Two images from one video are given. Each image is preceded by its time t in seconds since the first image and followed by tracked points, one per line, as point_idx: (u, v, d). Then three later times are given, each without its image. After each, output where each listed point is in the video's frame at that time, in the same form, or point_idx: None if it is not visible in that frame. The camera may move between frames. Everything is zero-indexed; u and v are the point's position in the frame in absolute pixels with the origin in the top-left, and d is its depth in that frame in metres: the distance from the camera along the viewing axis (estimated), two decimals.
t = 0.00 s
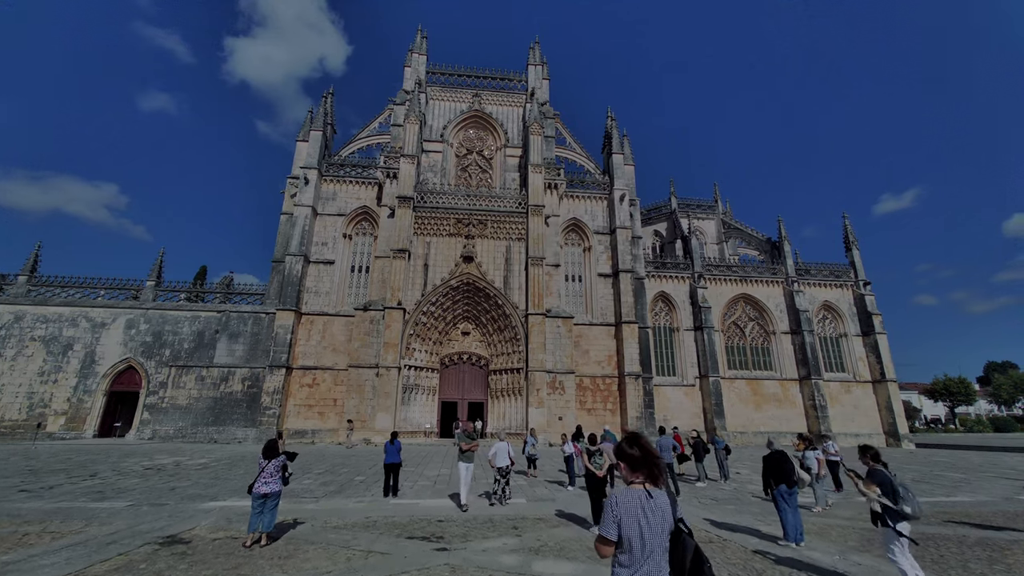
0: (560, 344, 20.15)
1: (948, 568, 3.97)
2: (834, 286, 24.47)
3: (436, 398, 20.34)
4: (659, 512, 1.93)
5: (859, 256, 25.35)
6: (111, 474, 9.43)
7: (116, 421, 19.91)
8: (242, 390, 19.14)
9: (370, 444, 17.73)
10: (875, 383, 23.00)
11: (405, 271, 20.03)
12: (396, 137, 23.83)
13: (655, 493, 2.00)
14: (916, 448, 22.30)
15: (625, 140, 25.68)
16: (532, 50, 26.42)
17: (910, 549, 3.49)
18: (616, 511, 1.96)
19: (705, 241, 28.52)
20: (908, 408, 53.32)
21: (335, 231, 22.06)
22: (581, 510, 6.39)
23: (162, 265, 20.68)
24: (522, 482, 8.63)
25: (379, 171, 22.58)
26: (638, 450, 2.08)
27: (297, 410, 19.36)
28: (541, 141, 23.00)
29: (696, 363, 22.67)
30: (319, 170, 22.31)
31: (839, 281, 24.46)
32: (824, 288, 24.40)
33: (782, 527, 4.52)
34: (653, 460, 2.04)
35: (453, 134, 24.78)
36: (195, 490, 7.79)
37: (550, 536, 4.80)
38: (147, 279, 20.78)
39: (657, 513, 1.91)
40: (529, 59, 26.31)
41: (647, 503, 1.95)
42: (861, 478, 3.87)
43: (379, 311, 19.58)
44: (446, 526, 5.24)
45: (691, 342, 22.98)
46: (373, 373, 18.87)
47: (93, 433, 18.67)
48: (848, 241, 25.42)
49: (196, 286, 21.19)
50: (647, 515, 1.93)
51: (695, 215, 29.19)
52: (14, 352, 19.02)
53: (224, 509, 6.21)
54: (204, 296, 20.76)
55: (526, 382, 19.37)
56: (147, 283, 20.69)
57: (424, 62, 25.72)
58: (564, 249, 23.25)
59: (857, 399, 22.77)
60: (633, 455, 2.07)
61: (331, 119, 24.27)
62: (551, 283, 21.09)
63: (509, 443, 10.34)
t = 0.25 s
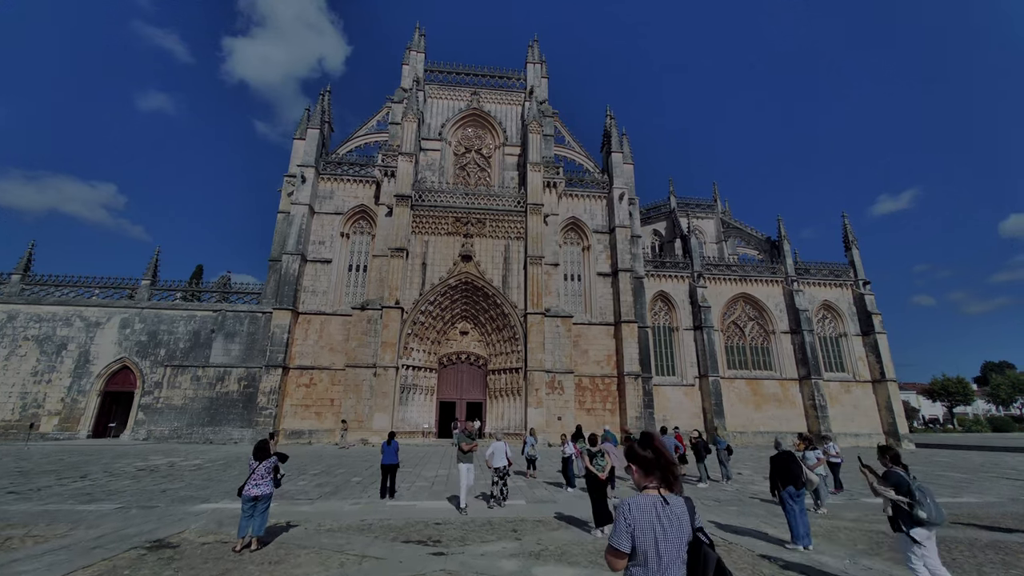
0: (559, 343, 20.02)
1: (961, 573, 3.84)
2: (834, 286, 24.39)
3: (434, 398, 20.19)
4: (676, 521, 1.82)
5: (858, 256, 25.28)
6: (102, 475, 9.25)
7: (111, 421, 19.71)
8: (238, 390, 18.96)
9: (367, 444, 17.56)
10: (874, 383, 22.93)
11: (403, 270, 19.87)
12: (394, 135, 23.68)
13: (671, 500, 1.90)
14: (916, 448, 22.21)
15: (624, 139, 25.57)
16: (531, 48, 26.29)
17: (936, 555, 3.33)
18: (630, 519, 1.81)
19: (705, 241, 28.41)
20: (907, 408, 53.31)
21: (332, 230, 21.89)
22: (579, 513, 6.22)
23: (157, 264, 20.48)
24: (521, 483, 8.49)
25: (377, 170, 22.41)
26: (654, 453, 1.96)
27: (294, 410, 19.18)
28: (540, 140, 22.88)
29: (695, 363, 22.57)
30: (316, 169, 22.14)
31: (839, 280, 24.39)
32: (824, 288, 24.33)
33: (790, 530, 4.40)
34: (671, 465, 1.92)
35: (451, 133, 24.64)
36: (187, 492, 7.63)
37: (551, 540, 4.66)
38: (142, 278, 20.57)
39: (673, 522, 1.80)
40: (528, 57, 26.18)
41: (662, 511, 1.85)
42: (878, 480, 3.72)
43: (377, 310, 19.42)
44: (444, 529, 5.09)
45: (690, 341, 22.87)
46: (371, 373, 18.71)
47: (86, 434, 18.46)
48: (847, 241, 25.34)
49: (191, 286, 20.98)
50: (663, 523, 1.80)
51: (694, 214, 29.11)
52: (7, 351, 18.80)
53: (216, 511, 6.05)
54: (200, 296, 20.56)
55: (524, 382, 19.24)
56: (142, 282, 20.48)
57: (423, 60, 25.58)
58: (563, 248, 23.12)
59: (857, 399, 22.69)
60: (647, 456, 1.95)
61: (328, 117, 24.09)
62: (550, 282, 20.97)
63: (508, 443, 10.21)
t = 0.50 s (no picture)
0: (559, 344, 19.89)
1: None
2: (835, 285, 24.28)
3: (433, 398, 20.05)
4: (702, 539, 1.69)
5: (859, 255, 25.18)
6: (96, 478, 9.10)
7: (107, 422, 19.55)
8: (236, 390, 18.82)
9: (366, 445, 17.42)
10: (876, 384, 22.83)
11: (402, 269, 19.73)
12: (393, 134, 23.54)
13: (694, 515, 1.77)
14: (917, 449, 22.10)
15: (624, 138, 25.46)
16: (531, 47, 26.16)
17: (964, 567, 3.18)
18: (649, 535, 1.71)
19: (705, 241, 28.30)
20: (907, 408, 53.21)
21: (331, 229, 21.73)
22: (582, 517, 6.10)
23: (155, 263, 20.32)
24: (521, 485, 8.35)
25: (376, 169, 22.27)
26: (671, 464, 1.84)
27: (292, 411, 19.04)
28: (540, 139, 22.75)
29: (696, 363, 22.44)
30: (315, 168, 21.99)
31: (840, 280, 24.29)
32: (825, 288, 24.23)
33: (802, 535, 4.31)
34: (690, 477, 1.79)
35: (450, 132, 24.50)
36: (181, 495, 7.49)
37: (553, 546, 4.53)
38: (140, 277, 20.42)
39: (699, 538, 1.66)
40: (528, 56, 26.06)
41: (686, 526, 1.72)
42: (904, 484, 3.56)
43: (376, 310, 19.29)
44: (443, 534, 4.96)
45: (691, 342, 22.75)
46: (370, 373, 18.57)
47: (83, 435, 18.30)
48: (848, 240, 25.24)
49: (189, 285, 20.82)
50: (686, 541, 1.67)
51: (695, 214, 29.00)
52: (3, 352, 18.64)
53: (210, 515, 5.91)
54: (198, 295, 20.41)
55: (525, 382, 19.10)
56: (139, 281, 20.32)
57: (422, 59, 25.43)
58: (563, 247, 23.00)
59: (859, 400, 22.58)
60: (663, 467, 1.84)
61: (327, 115, 23.94)
62: (550, 282, 20.84)
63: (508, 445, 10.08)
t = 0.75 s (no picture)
0: (560, 343, 19.77)
1: None
2: (836, 285, 24.19)
3: (432, 398, 19.91)
4: (736, 544, 1.57)
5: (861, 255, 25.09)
6: (90, 478, 8.96)
7: (104, 422, 19.39)
8: (234, 390, 18.67)
9: (365, 446, 17.27)
10: (877, 383, 22.73)
11: (402, 268, 19.60)
12: (393, 132, 23.40)
13: (729, 519, 1.64)
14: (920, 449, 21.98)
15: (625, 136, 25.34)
16: (531, 45, 26.04)
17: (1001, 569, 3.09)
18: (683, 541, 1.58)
19: (706, 240, 28.20)
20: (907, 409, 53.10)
21: (330, 228, 21.59)
22: (589, 518, 6.01)
23: (152, 262, 20.17)
24: (522, 486, 8.22)
25: (375, 167, 22.13)
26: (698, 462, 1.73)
27: (291, 411, 18.89)
28: (540, 137, 22.64)
29: (697, 363, 22.33)
30: (313, 166, 21.84)
31: (841, 279, 24.19)
32: (826, 287, 24.14)
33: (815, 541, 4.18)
34: (719, 477, 1.66)
35: (450, 130, 24.37)
36: (176, 496, 7.34)
37: (557, 548, 4.39)
38: (137, 276, 20.25)
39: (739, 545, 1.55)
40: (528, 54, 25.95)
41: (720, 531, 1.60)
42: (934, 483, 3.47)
43: (375, 309, 19.16)
44: (444, 536, 4.83)
45: (691, 341, 22.63)
46: (369, 373, 18.43)
47: (79, 435, 18.12)
48: (849, 239, 25.14)
49: (187, 284, 20.66)
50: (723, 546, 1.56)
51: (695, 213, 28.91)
52: None
53: (205, 516, 5.78)
54: (195, 294, 20.26)
55: (525, 382, 18.98)
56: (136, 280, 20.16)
57: (421, 57, 25.29)
58: (563, 246, 22.87)
59: (860, 399, 22.47)
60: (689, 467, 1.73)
61: (326, 114, 23.80)
62: (550, 281, 20.72)
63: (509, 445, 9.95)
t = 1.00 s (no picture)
0: (560, 343, 19.63)
1: None
2: (838, 285, 24.07)
3: (432, 399, 19.75)
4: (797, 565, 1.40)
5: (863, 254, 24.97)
6: (85, 480, 8.79)
7: (100, 422, 19.21)
8: (232, 390, 18.50)
9: (364, 446, 17.11)
10: (880, 384, 22.60)
11: (401, 267, 19.45)
12: (392, 131, 23.26)
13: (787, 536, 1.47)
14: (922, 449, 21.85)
15: (626, 135, 25.22)
16: (532, 44, 25.91)
17: None
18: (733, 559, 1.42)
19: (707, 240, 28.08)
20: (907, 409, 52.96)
21: (329, 227, 21.43)
22: (597, 521, 5.88)
23: (150, 261, 20.00)
24: (525, 488, 8.08)
25: (375, 165, 21.98)
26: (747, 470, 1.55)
27: (289, 411, 18.72)
28: (540, 136, 22.51)
29: (698, 363, 22.19)
30: (312, 164, 21.69)
31: (843, 279, 24.07)
32: (828, 287, 24.02)
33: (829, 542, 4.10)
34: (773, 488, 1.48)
35: (450, 129, 24.23)
36: (172, 498, 7.18)
37: (564, 554, 4.24)
38: (134, 275, 20.08)
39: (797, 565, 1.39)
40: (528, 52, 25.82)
41: (776, 549, 1.43)
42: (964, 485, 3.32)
43: (374, 308, 19.00)
44: (446, 540, 4.67)
45: (693, 341, 22.50)
46: (368, 373, 18.28)
47: (75, 436, 17.94)
48: (851, 239, 25.03)
49: (185, 283, 20.49)
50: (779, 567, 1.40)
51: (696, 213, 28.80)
52: None
53: (200, 520, 5.62)
54: (193, 294, 20.09)
55: (525, 382, 18.83)
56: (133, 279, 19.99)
57: (421, 55, 25.16)
58: (564, 245, 22.73)
59: (863, 400, 22.34)
60: (736, 474, 1.56)
61: (325, 112, 23.65)
62: (551, 281, 20.58)
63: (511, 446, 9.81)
